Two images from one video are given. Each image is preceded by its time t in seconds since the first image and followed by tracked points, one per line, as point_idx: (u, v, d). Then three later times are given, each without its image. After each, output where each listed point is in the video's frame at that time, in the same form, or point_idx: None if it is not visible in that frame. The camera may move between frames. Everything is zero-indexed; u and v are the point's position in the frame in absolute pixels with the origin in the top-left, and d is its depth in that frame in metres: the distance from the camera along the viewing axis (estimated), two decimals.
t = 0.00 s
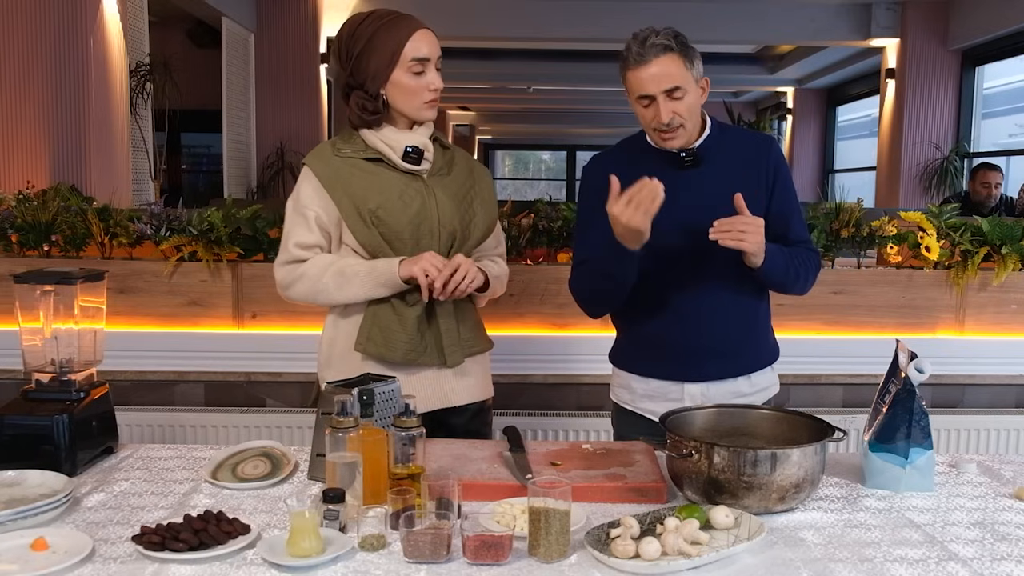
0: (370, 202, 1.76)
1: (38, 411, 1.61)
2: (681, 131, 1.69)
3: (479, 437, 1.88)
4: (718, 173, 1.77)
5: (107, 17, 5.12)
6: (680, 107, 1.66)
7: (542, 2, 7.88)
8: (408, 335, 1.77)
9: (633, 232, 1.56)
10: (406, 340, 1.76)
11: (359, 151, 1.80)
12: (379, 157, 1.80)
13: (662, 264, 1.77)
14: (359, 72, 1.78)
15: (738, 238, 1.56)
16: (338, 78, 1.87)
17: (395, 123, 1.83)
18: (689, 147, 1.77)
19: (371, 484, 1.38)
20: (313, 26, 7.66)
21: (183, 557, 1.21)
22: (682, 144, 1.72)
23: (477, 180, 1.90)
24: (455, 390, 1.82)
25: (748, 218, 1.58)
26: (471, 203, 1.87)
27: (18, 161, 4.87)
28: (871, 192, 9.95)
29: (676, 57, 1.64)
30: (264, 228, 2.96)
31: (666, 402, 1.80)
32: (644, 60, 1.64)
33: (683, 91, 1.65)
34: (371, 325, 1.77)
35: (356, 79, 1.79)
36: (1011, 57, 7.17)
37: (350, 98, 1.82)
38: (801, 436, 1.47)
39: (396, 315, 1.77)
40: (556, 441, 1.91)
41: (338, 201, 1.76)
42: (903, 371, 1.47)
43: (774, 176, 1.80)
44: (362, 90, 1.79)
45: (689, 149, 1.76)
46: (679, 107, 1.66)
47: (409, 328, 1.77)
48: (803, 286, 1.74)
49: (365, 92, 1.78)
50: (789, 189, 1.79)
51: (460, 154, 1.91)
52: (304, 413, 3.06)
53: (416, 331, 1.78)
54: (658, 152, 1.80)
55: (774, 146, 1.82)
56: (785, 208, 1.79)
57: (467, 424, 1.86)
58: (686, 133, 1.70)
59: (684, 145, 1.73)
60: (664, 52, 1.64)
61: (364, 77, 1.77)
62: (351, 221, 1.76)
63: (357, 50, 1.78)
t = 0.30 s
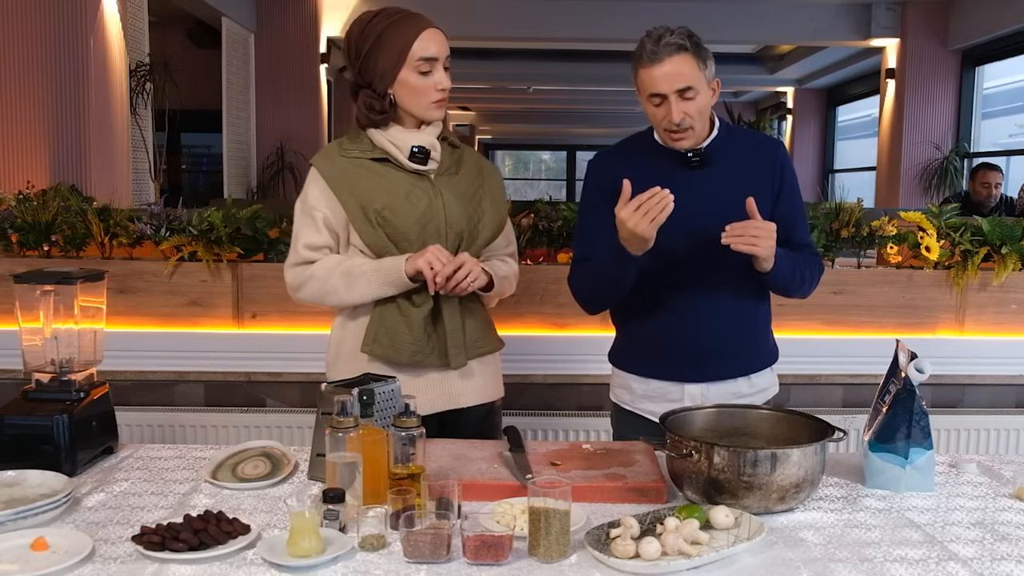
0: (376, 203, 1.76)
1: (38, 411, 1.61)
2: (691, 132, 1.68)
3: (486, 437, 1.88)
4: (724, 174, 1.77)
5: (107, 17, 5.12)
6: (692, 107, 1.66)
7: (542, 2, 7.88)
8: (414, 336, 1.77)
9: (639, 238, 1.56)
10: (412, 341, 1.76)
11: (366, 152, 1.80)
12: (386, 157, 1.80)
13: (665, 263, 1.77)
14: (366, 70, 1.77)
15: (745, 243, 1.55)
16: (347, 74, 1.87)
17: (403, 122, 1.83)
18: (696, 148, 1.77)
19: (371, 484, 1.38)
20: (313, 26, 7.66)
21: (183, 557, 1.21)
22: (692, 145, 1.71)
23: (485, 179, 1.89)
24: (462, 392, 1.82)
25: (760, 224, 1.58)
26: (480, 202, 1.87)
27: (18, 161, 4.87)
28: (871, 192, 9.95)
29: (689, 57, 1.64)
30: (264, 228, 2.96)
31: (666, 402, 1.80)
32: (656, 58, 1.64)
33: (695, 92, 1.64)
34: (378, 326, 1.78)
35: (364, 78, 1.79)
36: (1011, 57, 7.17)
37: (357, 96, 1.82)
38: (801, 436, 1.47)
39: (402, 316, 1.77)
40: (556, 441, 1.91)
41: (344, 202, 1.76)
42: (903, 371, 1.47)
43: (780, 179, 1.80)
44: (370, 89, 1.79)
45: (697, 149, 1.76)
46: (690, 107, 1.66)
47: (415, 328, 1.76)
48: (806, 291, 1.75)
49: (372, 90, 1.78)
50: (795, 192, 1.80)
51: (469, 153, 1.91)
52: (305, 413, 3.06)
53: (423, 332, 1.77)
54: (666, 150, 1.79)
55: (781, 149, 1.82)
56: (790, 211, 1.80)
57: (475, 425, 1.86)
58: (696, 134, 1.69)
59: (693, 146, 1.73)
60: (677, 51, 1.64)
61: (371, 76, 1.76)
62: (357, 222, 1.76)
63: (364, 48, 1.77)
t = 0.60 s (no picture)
0: (375, 203, 1.76)
1: (38, 411, 1.61)
2: (694, 125, 1.67)
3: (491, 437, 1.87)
4: (727, 172, 1.77)
5: (106, 17, 5.12)
6: (695, 100, 1.65)
7: (543, 2, 7.88)
8: (410, 339, 1.77)
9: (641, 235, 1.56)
10: (407, 344, 1.77)
11: (370, 151, 1.81)
12: (389, 157, 1.80)
13: (665, 261, 1.78)
14: (372, 67, 1.78)
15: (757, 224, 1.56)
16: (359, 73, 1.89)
17: (409, 122, 1.82)
18: (699, 146, 1.76)
19: (371, 484, 1.38)
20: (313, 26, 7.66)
21: (183, 557, 1.21)
22: (695, 139, 1.70)
23: (497, 178, 1.84)
24: (461, 394, 1.81)
25: (771, 208, 1.58)
26: (488, 203, 1.83)
27: (18, 161, 4.87)
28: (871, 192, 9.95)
29: (694, 49, 1.64)
30: (263, 228, 2.95)
31: (666, 401, 1.80)
32: (660, 49, 1.64)
33: (699, 83, 1.64)
34: (374, 326, 1.79)
35: (371, 76, 1.79)
36: (1011, 57, 7.17)
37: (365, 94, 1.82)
38: (801, 436, 1.47)
39: (397, 317, 1.78)
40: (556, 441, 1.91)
41: (344, 202, 1.77)
42: (903, 371, 1.47)
43: (785, 177, 1.80)
44: (377, 87, 1.79)
45: (700, 146, 1.75)
46: (694, 99, 1.66)
47: (410, 331, 1.77)
48: (808, 289, 1.75)
49: (379, 88, 1.79)
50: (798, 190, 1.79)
51: (480, 152, 1.87)
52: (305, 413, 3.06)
53: (418, 335, 1.77)
54: (671, 148, 1.79)
55: (786, 147, 1.82)
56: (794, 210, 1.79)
57: (475, 426, 1.85)
58: (699, 128, 1.68)
59: (695, 140, 1.72)
60: (681, 43, 1.64)
61: (377, 74, 1.77)
62: (356, 222, 1.77)
63: (373, 45, 1.79)
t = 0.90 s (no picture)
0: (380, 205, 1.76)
1: (38, 411, 1.61)
2: (691, 122, 1.68)
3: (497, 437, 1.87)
4: (728, 171, 1.77)
5: (106, 17, 5.11)
6: (694, 97, 1.66)
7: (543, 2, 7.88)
8: (411, 342, 1.77)
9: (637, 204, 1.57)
10: (409, 347, 1.77)
11: (377, 152, 1.81)
12: (395, 157, 1.80)
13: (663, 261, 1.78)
14: (382, 66, 1.79)
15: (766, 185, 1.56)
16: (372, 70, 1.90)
17: (418, 121, 1.82)
18: (699, 145, 1.77)
19: (371, 484, 1.38)
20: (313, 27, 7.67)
21: (183, 557, 1.21)
22: (693, 136, 1.71)
23: (506, 180, 1.84)
24: (466, 397, 1.81)
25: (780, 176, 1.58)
26: (494, 205, 1.82)
27: (18, 161, 4.87)
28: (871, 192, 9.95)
29: (696, 47, 1.64)
30: (263, 228, 2.94)
31: (666, 401, 1.80)
32: (662, 46, 1.64)
33: (701, 79, 1.64)
34: (377, 328, 1.80)
35: (381, 75, 1.80)
36: (1011, 57, 7.17)
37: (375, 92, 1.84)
38: (801, 436, 1.47)
39: (399, 319, 1.79)
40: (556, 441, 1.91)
41: (350, 201, 1.77)
42: (903, 371, 1.47)
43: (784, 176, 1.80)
44: (387, 87, 1.80)
45: (700, 145, 1.77)
46: (694, 95, 1.66)
47: (411, 335, 1.77)
48: (808, 285, 1.75)
49: (387, 87, 1.80)
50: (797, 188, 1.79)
51: (491, 152, 1.85)
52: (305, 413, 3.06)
53: (420, 338, 1.78)
54: (671, 147, 1.80)
55: (785, 147, 1.83)
56: (798, 201, 1.75)
57: (478, 427, 1.86)
58: (697, 125, 1.69)
59: (693, 138, 1.73)
60: (683, 41, 1.64)
61: (386, 72, 1.78)
62: (360, 223, 1.77)
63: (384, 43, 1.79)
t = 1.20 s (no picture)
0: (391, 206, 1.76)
1: (38, 411, 1.61)
2: (685, 124, 1.68)
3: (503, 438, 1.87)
4: (726, 172, 1.77)
5: (106, 17, 5.11)
6: (688, 99, 1.66)
7: (543, 2, 7.88)
8: (421, 344, 1.77)
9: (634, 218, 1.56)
10: (418, 349, 1.77)
11: (389, 151, 1.80)
12: (407, 157, 1.80)
13: (660, 261, 1.78)
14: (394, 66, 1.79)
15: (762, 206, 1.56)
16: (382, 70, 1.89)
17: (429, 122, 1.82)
18: (695, 147, 1.77)
19: (371, 484, 1.38)
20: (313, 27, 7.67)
21: (183, 557, 1.21)
22: (686, 139, 1.71)
23: (518, 179, 1.84)
24: (474, 398, 1.81)
25: (780, 197, 1.57)
26: (505, 207, 1.82)
27: (18, 161, 4.87)
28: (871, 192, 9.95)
29: (692, 49, 1.64)
30: (263, 228, 2.94)
31: (670, 403, 1.79)
32: (659, 46, 1.64)
33: (694, 82, 1.64)
34: (386, 329, 1.80)
35: (392, 75, 1.80)
36: (1011, 57, 7.17)
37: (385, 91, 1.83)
38: (801, 436, 1.47)
39: (410, 321, 1.78)
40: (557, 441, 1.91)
41: (360, 201, 1.77)
42: (903, 371, 1.47)
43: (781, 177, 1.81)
44: (397, 86, 1.80)
45: (696, 148, 1.77)
46: (687, 98, 1.66)
47: (421, 337, 1.77)
48: (803, 283, 1.75)
49: (398, 87, 1.79)
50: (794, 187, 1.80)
51: (502, 152, 1.85)
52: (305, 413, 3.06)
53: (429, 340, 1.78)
54: (665, 150, 1.79)
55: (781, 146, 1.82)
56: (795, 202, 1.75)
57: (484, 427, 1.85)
58: (690, 128, 1.69)
59: (688, 141, 1.73)
60: (679, 41, 1.64)
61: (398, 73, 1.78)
62: (372, 224, 1.77)
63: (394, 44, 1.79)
